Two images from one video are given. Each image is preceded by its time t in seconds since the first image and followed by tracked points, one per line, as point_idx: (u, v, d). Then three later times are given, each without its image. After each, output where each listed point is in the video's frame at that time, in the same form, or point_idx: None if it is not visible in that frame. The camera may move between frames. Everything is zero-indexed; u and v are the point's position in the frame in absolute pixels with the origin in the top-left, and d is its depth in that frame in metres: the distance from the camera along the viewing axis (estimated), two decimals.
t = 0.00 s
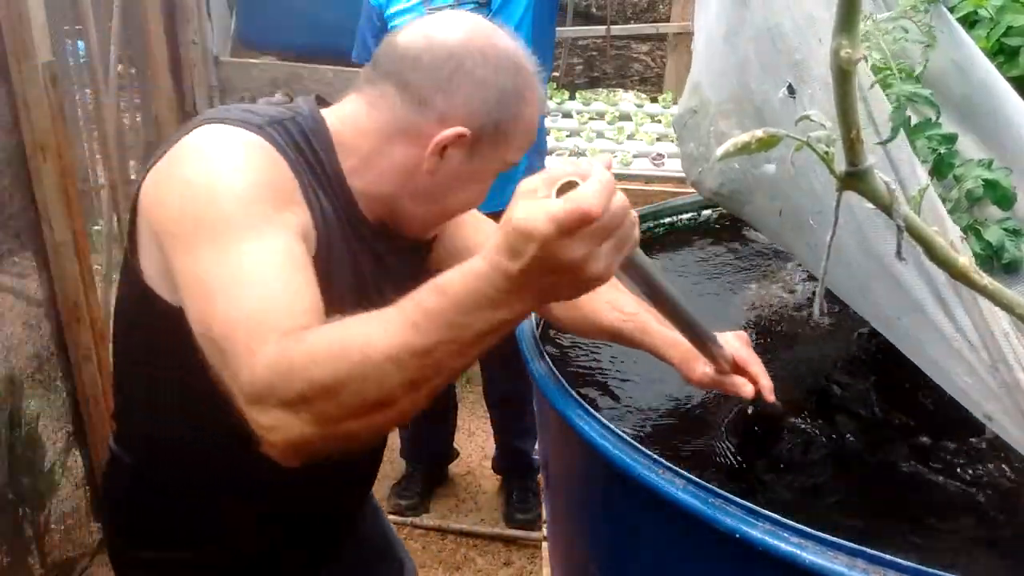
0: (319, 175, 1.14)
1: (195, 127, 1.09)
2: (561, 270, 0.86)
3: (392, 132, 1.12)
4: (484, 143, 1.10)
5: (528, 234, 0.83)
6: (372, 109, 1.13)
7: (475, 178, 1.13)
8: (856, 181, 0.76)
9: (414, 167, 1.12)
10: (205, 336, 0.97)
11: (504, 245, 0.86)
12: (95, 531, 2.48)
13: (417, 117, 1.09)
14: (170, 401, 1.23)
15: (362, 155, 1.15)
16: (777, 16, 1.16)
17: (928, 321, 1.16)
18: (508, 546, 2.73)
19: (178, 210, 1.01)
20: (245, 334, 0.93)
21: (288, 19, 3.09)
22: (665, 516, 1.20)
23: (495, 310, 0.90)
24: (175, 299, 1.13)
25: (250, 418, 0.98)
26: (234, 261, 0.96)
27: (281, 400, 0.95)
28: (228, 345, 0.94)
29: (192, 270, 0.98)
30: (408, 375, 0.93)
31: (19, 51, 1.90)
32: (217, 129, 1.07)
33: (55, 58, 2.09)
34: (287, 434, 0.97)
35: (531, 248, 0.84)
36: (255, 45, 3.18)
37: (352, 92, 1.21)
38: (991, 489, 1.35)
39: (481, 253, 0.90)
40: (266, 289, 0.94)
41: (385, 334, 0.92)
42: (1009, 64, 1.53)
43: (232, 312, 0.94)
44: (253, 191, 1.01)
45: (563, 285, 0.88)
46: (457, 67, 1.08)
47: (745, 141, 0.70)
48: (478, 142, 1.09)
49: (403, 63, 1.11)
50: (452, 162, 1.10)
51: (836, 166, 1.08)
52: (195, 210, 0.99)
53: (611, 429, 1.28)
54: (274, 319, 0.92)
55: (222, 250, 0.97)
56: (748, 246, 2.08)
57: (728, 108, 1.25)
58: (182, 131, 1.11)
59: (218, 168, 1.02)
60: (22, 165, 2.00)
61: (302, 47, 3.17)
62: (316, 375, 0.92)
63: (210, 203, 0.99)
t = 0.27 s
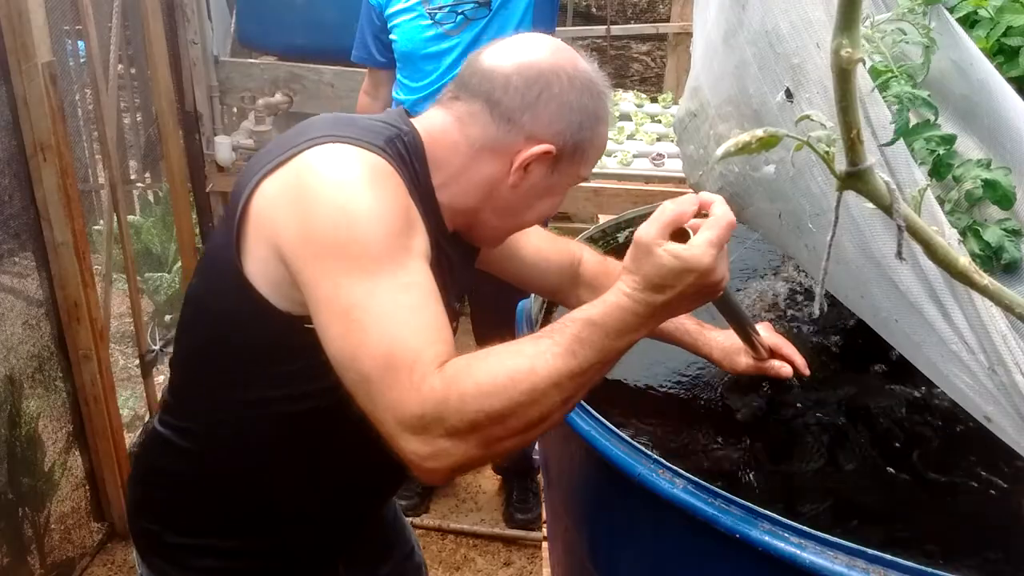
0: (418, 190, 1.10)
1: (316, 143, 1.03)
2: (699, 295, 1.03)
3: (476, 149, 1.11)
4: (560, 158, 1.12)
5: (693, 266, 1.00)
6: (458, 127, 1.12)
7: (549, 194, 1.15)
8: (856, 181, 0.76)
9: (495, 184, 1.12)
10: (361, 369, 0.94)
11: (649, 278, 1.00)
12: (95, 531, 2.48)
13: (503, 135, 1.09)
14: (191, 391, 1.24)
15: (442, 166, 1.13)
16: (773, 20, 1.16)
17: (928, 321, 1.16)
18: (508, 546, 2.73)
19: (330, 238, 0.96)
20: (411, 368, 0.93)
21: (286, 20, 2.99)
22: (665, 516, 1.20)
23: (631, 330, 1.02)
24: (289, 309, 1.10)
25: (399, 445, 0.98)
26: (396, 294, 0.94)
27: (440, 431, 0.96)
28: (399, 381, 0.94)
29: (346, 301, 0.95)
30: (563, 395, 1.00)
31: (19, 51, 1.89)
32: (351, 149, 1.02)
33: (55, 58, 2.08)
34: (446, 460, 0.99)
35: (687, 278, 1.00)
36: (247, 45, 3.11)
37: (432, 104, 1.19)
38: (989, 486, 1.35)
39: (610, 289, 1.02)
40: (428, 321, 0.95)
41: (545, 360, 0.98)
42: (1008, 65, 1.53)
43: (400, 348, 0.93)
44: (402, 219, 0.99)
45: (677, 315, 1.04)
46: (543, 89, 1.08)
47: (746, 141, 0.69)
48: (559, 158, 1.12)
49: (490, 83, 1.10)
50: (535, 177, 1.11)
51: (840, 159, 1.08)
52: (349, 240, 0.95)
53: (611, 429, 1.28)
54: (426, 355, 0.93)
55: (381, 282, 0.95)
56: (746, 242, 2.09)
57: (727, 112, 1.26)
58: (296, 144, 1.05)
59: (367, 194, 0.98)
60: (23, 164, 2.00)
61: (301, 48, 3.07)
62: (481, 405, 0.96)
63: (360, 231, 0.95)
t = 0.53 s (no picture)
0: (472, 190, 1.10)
1: (379, 133, 1.06)
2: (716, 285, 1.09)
3: (525, 147, 1.12)
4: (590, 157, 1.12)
5: (701, 254, 1.06)
6: (508, 127, 1.13)
7: (592, 195, 1.16)
8: (856, 182, 0.75)
9: (540, 183, 1.13)
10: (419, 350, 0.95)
11: (666, 271, 1.06)
12: (95, 531, 2.48)
13: (549, 134, 1.11)
14: (218, 370, 1.25)
15: (490, 164, 1.13)
16: (773, 20, 1.16)
17: (929, 321, 1.16)
18: (508, 546, 2.73)
19: (397, 223, 0.98)
20: (470, 350, 0.96)
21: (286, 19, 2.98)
22: (665, 516, 1.21)
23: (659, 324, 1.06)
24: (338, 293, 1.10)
25: (443, 430, 0.98)
26: (458, 282, 0.97)
27: (488, 415, 0.98)
28: (458, 363, 0.95)
29: (409, 283, 0.96)
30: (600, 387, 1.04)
31: (19, 51, 1.89)
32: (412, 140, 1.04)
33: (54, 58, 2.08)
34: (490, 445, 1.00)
35: (698, 270, 1.05)
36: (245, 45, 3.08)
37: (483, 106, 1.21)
38: (990, 487, 1.35)
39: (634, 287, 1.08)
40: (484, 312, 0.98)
41: (586, 349, 1.02)
42: (1008, 65, 1.54)
43: (461, 332, 0.95)
44: (463, 211, 1.02)
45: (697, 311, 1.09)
46: (588, 90, 1.10)
47: (746, 141, 0.69)
48: (602, 157, 1.13)
49: (537, 83, 1.12)
50: (579, 176, 1.13)
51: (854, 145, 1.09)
52: (419, 226, 0.97)
53: (611, 429, 1.28)
54: (483, 341, 0.96)
55: (444, 268, 0.97)
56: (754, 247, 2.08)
57: (727, 111, 1.26)
58: (356, 135, 1.08)
59: (431, 183, 1.00)
60: (23, 164, 2.00)
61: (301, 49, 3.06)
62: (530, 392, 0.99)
63: (427, 218, 0.98)
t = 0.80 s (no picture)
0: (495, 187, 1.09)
1: (413, 133, 1.06)
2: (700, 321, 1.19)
3: (547, 144, 1.12)
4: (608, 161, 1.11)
5: (687, 290, 1.17)
6: (530, 126, 1.14)
7: (611, 195, 1.15)
8: (856, 181, 0.75)
9: (560, 181, 1.13)
10: (465, 347, 0.96)
11: (658, 306, 1.16)
12: (95, 531, 2.48)
13: (567, 132, 1.11)
14: (228, 358, 1.26)
15: (511, 163, 1.13)
16: (773, 19, 1.17)
17: (930, 320, 1.16)
18: (508, 546, 2.73)
19: (440, 222, 0.99)
20: (511, 349, 0.99)
21: (286, 19, 2.96)
22: (665, 516, 1.20)
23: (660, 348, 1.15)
24: (362, 289, 1.11)
25: (485, 428, 0.99)
26: (498, 282, 1.00)
27: (528, 412, 1.01)
28: (501, 360, 0.98)
29: (452, 281, 0.97)
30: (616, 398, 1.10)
31: (19, 51, 1.89)
32: (448, 139, 1.06)
33: (54, 58, 2.08)
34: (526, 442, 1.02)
35: (685, 303, 1.17)
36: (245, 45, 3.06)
37: (505, 108, 1.22)
38: (990, 486, 1.35)
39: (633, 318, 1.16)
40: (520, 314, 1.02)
41: (607, 363, 1.08)
42: (1008, 65, 1.53)
43: (502, 331, 0.98)
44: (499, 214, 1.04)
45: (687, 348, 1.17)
46: (608, 88, 1.11)
47: (746, 142, 0.67)
48: (622, 155, 1.12)
49: (559, 82, 1.13)
50: (599, 175, 1.12)
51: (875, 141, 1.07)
52: (461, 226, 0.99)
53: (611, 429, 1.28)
54: (521, 342, 1.00)
55: (486, 268, 0.99)
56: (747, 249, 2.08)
57: (727, 111, 1.26)
58: (387, 134, 1.08)
59: (471, 184, 1.02)
60: (22, 164, 2.01)
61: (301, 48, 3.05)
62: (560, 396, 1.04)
63: (468, 219, 1.00)
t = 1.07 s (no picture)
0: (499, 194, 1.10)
1: (413, 152, 1.05)
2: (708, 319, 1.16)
3: (552, 152, 1.12)
4: (612, 167, 1.11)
5: (698, 286, 1.14)
6: (535, 134, 1.14)
7: (615, 204, 1.15)
8: (856, 181, 0.75)
9: (563, 190, 1.12)
10: (454, 373, 0.96)
11: (664, 303, 1.14)
12: (95, 531, 2.48)
13: (571, 138, 1.10)
14: (229, 357, 1.26)
15: (517, 173, 1.13)
16: (772, 21, 1.17)
17: (930, 322, 1.16)
18: (508, 546, 2.73)
19: (432, 246, 0.98)
20: (502, 375, 0.98)
21: (286, 19, 2.96)
22: (665, 516, 1.21)
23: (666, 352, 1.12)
24: (362, 304, 1.10)
25: (475, 451, 0.99)
26: (492, 306, 0.99)
27: (520, 434, 1.01)
28: (491, 386, 0.98)
29: (443, 308, 0.97)
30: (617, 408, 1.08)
31: (19, 51, 1.89)
32: (444, 158, 1.04)
33: (54, 58, 2.08)
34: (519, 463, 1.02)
35: (693, 301, 1.14)
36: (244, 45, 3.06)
37: (512, 116, 1.22)
38: (990, 487, 1.35)
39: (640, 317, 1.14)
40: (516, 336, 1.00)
41: (603, 376, 1.06)
42: (1008, 65, 1.53)
43: (492, 356, 0.97)
44: (494, 233, 1.02)
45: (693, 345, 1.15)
46: (614, 98, 1.11)
47: (747, 141, 0.67)
48: (626, 165, 1.12)
49: (565, 91, 1.13)
50: (602, 184, 1.12)
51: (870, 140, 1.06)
52: (454, 253, 0.98)
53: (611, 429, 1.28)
54: (514, 366, 0.99)
55: (480, 293, 0.98)
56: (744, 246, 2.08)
57: (727, 112, 1.26)
58: (389, 151, 1.07)
59: (466, 206, 1.01)
60: (22, 164, 2.01)
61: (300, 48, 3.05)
62: (557, 415, 1.03)
63: (460, 243, 0.98)
